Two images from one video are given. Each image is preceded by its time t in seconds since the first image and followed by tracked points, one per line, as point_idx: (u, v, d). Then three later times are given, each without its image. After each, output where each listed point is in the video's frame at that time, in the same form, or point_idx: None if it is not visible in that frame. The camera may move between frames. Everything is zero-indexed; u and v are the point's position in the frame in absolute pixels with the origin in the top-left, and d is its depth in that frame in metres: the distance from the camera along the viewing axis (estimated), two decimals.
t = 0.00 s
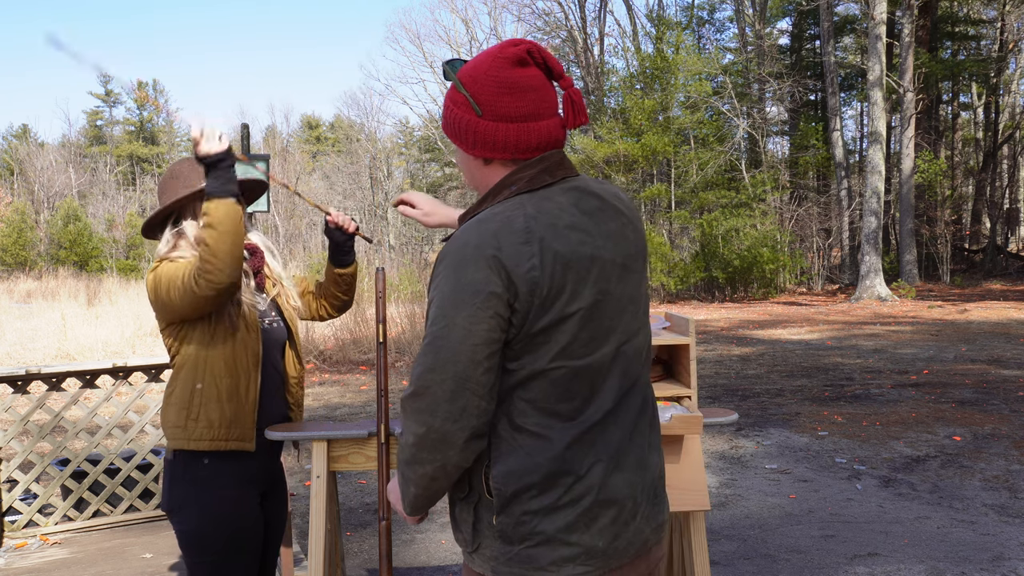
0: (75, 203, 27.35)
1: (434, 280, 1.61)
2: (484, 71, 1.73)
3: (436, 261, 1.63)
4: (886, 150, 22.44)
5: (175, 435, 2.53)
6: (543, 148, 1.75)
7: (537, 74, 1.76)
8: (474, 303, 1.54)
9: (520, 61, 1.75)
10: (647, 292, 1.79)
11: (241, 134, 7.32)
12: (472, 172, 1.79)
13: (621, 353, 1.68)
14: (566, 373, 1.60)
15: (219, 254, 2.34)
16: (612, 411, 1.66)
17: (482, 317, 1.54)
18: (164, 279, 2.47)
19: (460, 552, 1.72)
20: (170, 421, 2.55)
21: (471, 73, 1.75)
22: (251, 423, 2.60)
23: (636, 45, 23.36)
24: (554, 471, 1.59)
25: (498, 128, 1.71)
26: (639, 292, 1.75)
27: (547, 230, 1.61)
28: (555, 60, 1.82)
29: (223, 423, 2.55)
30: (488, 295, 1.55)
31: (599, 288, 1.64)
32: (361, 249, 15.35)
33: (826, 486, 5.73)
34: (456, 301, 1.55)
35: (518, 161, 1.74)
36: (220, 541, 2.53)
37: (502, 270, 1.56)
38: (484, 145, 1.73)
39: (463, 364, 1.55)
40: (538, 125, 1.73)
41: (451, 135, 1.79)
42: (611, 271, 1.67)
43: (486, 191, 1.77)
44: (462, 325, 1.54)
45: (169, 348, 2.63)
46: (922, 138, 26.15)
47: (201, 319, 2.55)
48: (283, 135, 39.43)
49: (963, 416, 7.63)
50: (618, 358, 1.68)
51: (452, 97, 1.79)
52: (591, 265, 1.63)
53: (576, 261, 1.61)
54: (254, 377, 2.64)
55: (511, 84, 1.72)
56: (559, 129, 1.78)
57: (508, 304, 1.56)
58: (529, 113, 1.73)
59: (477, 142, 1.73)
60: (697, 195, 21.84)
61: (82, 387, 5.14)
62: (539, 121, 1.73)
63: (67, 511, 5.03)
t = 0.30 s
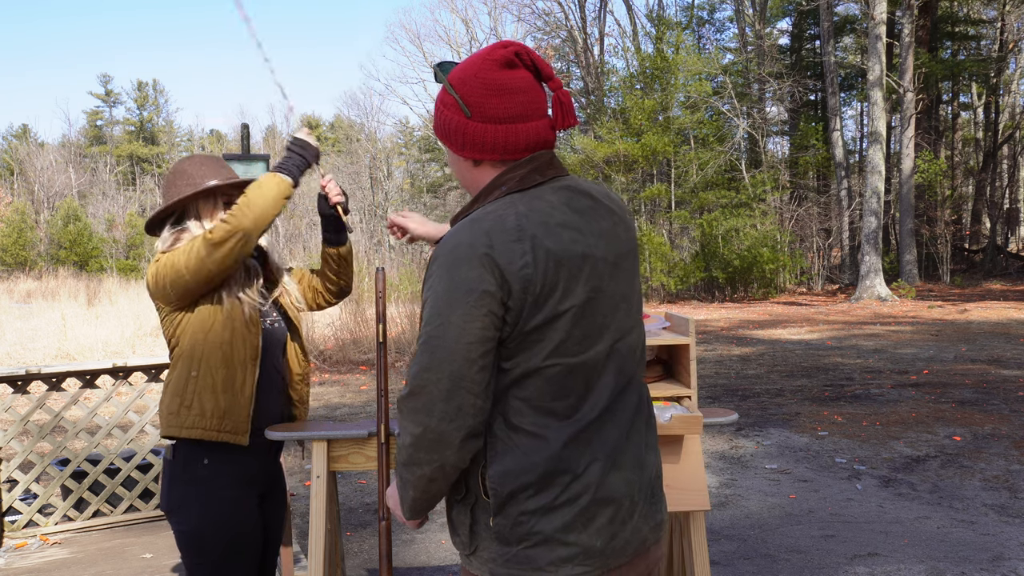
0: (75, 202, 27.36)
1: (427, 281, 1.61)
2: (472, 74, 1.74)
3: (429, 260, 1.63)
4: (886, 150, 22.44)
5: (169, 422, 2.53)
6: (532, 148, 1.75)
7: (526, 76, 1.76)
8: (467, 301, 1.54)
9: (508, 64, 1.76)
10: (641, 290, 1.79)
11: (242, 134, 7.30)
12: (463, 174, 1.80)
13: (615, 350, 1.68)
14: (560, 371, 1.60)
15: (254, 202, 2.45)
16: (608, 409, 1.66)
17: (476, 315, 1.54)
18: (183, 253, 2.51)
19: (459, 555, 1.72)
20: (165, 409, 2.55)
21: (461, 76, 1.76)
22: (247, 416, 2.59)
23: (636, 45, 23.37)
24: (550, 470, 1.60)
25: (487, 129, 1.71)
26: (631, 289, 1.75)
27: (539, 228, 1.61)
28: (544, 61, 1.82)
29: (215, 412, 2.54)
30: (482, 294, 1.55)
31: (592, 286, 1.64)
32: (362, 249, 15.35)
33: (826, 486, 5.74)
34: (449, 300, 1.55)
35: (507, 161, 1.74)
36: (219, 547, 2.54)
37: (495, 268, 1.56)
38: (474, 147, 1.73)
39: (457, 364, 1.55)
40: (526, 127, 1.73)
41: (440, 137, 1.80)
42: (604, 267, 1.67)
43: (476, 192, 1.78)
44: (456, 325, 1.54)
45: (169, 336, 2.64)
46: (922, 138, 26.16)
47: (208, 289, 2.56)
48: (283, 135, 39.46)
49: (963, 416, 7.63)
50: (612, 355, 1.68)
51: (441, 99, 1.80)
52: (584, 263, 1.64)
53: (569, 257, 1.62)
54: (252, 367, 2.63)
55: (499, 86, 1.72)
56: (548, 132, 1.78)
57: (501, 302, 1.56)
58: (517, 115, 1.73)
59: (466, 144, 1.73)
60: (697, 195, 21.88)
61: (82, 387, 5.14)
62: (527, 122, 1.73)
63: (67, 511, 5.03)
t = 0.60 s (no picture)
0: (75, 203, 27.36)
1: (418, 280, 1.62)
2: (465, 75, 1.74)
3: (420, 260, 1.64)
4: (886, 150, 22.43)
5: (192, 423, 2.52)
6: (523, 148, 1.74)
7: (517, 77, 1.75)
8: (457, 299, 1.55)
9: (499, 65, 1.75)
10: (633, 288, 1.78)
11: (242, 134, 7.29)
12: (454, 174, 1.81)
13: (607, 348, 1.68)
14: (551, 369, 1.60)
15: (305, 219, 2.49)
16: (600, 407, 1.65)
17: (465, 314, 1.55)
18: (224, 255, 2.50)
19: (455, 556, 1.72)
20: (188, 410, 2.54)
21: (453, 77, 1.77)
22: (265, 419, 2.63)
23: (636, 45, 23.37)
24: (542, 469, 1.59)
25: (477, 130, 1.72)
26: (624, 288, 1.74)
27: (528, 226, 1.61)
28: (536, 62, 1.81)
29: (240, 414, 2.57)
30: (472, 293, 1.55)
31: (583, 284, 1.64)
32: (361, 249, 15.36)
33: (826, 486, 5.73)
34: (439, 300, 1.56)
35: (497, 162, 1.74)
36: (223, 547, 2.53)
37: (485, 266, 1.57)
38: (463, 147, 1.74)
39: (448, 361, 1.55)
40: (517, 128, 1.73)
41: (432, 136, 1.81)
42: (596, 266, 1.67)
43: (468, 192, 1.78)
44: (446, 323, 1.55)
45: (188, 339, 2.63)
46: (922, 138, 26.16)
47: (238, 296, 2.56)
48: (283, 135, 39.48)
49: (963, 416, 7.63)
50: (605, 354, 1.67)
51: (435, 99, 1.80)
52: (576, 261, 1.63)
53: (560, 255, 1.62)
54: (273, 371, 2.68)
55: (489, 88, 1.72)
56: (540, 133, 1.77)
57: (490, 301, 1.57)
58: (507, 116, 1.73)
59: (457, 144, 1.74)
60: (697, 195, 21.92)
61: (82, 387, 5.14)
62: (517, 123, 1.73)
63: (67, 511, 5.03)
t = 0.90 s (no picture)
0: (75, 203, 27.33)
1: (411, 279, 1.62)
2: (457, 77, 1.74)
3: (413, 260, 1.64)
4: (886, 150, 22.43)
5: (201, 423, 2.52)
6: (514, 149, 1.74)
7: (509, 79, 1.74)
8: (449, 297, 1.55)
9: (490, 66, 1.74)
10: (628, 286, 1.78)
11: (242, 134, 7.30)
12: (448, 174, 1.81)
13: (602, 346, 1.67)
14: (545, 367, 1.60)
15: (315, 223, 2.47)
16: (595, 405, 1.66)
17: (457, 312, 1.55)
18: (232, 256, 2.50)
19: (452, 558, 1.71)
20: (198, 411, 2.53)
21: (446, 79, 1.76)
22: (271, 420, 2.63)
23: (636, 45, 23.36)
24: (538, 467, 1.59)
25: (469, 131, 1.72)
26: (618, 285, 1.74)
27: (521, 224, 1.61)
28: (528, 63, 1.80)
29: (247, 415, 2.57)
30: (465, 291, 1.55)
31: (577, 281, 1.63)
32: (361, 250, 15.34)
33: (826, 486, 5.73)
34: (431, 298, 1.56)
35: (489, 163, 1.74)
36: (233, 545, 2.54)
37: (477, 265, 1.57)
38: (455, 148, 1.73)
39: (441, 359, 1.55)
40: (509, 129, 1.72)
41: (426, 138, 1.81)
42: (589, 264, 1.66)
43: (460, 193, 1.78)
44: (438, 322, 1.55)
45: (199, 338, 2.63)
46: (922, 138, 26.17)
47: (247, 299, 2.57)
48: (283, 135, 39.42)
49: (963, 416, 7.63)
50: (599, 351, 1.67)
51: (428, 101, 1.81)
52: (569, 259, 1.63)
53: (553, 253, 1.62)
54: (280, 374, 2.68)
55: (482, 88, 1.72)
56: (532, 134, 1.77)
57: (483, 300, 1.57)
58: (499, 117, 1.72)
59: (449, 146, 1.74)
60: (697, 195, 21.94)
61: (82, 387, 5.14)
62: (508, 124, 1.73)
63: (67, 511, 5.02)
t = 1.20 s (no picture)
0: (75, 203, 27.32)
1: (408, 281, 1.62)
2: (449, 79, 1.74)
3: (409, 261, 1.64)
4: (886, 150, 22.42)
5: (202, 422, 2.52)
6: (508, 150, 1.74)
7: (501, 80, 1.75)
8: (444, 298, 1.55)
9: (482, 68, 1.75)
10: (625, 284, 1.78)
11: (241, 134, 7.30)
12: (442, 176, 1.81)
13: (600, 344, 1.67)
14: (543, 366, 1.60)
15: (315, 223, 2.47)
16: (593, 404, 1.65)
17: (453, 313, 1.55)
18: (232, 256, 2.51)
19: (453, 559, 1.71)
20: (200, 409, 2.54)
21: (439, 81, 1.77)
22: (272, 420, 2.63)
23: (635, 45, 23.35)
24: (537, 466, 1.59)
25: (463, 133, 1.72)
26: (615, 284, 1.74)
27: (516, 225, 1.61)
28: (520, 64, 1.80)
29: (248, 415, 2.56)
30: (461, 292, 1.55)
31: (574, 281, 1.63)
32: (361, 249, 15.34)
33: (826, 486, 5.73)
34: (428, 299, 1.56)
35: (483, 164, 1.75)
36: (237, 545, 2.53)
37: (474, 266, 1.57)
38: (449, 150, 1.74)
39: (438, 361, 1.55)
40: (502, 129, 1.72)
41: (420, 139, 1.81)
42: (587, 263, 1.66)
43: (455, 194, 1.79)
44: (435, 323, 1.55)
45: (202, 337, 2.63)
46: (922, 137, 26.17)
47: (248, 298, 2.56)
48: (283, 135, 39.39)
49: (962, 416, 7.63)
50: (598, 350, 1.67)
51: (421, 105, 1.81)
52: (566, 257, 1.64)
53: (549, 253, 1.62)
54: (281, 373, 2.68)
55: (474, 89, 1.72)
56: (525, 134, 1.77)
57: (480, 301, 1.57)
58: (492, 118, 1.72)
59: (443, 148, 1.74)
60: (697, 195, 21.93)
61: (82, 387, 5.14)
62: (501, 125, 1.73)
63: (67, 511, 5.02)
